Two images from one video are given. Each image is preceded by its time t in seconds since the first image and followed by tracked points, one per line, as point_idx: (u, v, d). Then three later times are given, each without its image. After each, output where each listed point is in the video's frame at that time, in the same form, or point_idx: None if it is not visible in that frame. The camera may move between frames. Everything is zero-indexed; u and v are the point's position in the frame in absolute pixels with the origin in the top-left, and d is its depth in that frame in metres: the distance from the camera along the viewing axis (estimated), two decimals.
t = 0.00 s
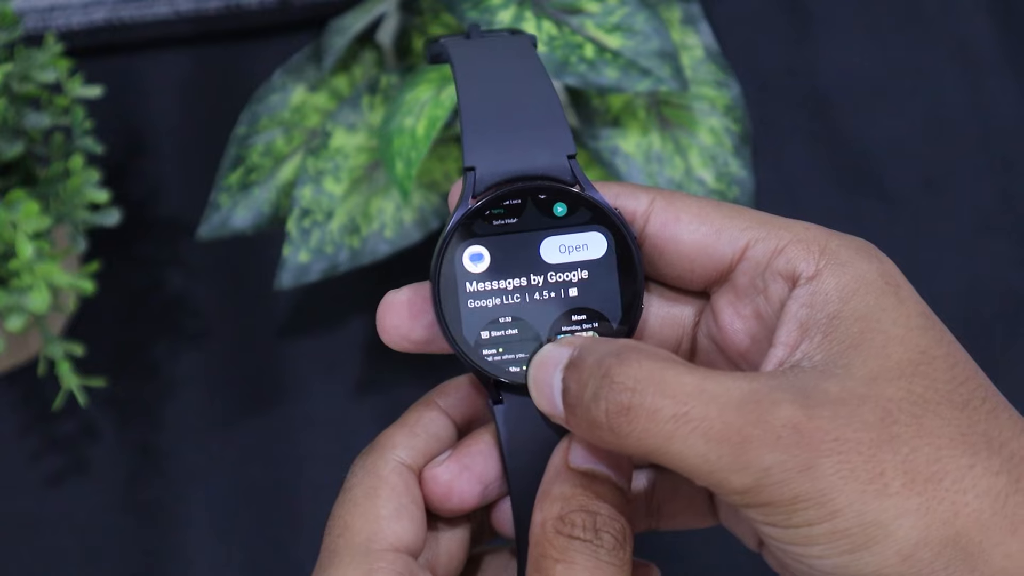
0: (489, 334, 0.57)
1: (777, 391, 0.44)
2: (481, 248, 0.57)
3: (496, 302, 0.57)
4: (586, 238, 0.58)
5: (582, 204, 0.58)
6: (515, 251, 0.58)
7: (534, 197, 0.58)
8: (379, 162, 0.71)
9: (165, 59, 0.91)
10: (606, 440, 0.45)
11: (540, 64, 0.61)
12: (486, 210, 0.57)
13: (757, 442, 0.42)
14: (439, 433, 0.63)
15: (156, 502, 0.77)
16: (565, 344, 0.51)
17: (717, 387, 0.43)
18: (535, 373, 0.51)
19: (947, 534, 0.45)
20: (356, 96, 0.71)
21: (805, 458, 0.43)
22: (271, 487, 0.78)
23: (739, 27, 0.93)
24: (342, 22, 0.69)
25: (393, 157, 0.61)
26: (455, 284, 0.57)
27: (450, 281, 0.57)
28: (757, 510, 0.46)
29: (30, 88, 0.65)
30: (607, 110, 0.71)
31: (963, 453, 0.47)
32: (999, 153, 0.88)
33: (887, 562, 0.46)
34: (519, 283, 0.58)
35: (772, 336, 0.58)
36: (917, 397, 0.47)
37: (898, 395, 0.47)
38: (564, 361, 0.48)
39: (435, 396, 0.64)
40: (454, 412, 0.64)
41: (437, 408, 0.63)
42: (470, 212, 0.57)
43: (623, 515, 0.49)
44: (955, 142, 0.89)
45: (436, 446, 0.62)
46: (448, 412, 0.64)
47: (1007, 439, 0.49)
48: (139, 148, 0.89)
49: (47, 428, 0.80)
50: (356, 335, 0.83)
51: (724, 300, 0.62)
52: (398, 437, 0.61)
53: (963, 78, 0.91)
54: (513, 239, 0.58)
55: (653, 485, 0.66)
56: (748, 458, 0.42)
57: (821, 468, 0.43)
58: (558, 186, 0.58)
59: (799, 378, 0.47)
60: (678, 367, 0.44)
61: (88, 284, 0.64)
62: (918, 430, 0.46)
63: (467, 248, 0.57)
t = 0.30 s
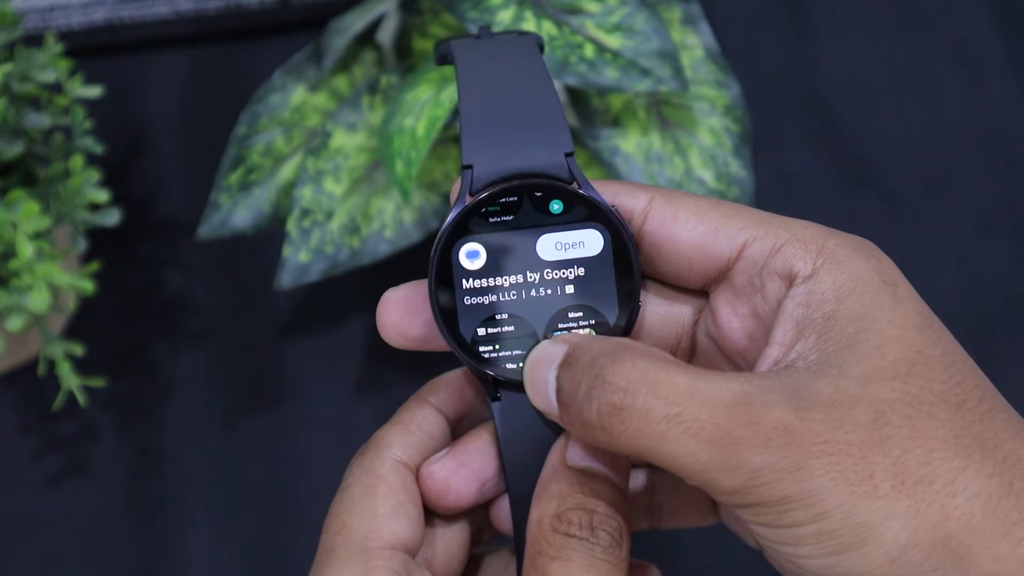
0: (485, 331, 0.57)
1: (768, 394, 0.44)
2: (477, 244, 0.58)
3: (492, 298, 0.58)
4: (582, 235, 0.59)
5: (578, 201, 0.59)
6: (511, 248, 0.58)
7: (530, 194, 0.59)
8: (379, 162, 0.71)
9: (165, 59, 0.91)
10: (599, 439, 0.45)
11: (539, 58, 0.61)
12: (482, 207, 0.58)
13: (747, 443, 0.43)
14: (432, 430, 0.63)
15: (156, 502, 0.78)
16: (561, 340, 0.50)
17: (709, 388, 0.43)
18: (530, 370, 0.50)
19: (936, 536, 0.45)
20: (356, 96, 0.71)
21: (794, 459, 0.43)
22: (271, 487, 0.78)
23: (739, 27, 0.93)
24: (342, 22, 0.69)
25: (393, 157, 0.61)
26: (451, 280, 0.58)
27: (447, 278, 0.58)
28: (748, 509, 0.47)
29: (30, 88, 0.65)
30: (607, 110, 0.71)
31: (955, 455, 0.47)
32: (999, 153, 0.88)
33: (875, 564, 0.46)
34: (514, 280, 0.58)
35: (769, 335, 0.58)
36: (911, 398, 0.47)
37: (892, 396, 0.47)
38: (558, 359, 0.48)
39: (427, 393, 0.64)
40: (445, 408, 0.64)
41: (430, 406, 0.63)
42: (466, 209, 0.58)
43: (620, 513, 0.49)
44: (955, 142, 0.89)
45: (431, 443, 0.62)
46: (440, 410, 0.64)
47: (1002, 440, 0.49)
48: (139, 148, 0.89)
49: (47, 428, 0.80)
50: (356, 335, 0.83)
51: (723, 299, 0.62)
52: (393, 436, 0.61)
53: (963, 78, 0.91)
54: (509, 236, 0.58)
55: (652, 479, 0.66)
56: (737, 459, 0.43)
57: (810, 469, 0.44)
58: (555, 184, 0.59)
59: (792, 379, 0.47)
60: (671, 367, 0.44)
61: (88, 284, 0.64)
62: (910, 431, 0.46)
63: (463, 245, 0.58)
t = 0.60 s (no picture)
0: (483, 324, 0.58)
1: (761, 391, 0.45)
2: (475, 238, 0.59)
3: (490, 292, 0.58)
4: (580, 229, 0.59)
5: (576, 194, 0.59)
6: (508, 242, 0.59)
7: (528, 189, 0.59)
8: (379, 162, 0.71)
9: (165, 59, 0.91)
10: (593, 435, 0.45)
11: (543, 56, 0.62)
12: (480, 201, 0.59)
13: (739, 441, 0.43)
14: (424, 420, 0.63)
15: (157, 501, 0.78)
16: (557, 334, 0.50)
17: (702, 386, 0.44)
18: (525, 364, 0.50)
19: (926, 535, 0.45)
20: (356, 96, 0.71)
21: (785, 456, 0.44)
22: (271, 487, 0.78)
23: (739, 27, 0.93)
24: (342, 22, 0.69)
25: (393, 157, 0.61)
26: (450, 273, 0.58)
27: (444, 272, 0.58)
28: (741, 505, 0.47)
29: (30, 88, 0.65)
30: (607, 110, 0.71)
31: (949, 453, 0.47)
32: (999, 153, 0.88)
33: (866, 561, 0.46)
34: (512, 274, 0.59)
35: (767, 330, 0.58)
36: (906, 394, 0.47)
37: (887, 392, 0.47)
38: (554, 354, 0.48)
39: (415, 384, 0.64)
40: (435, 398, 0.64)
41: (419, 396, 0.64)
42: (464, 203, 0.58)
43: (617, 504, 0.49)
44: (955, 142, 0.89)
45: (424, 434, 0.62)
46: (431, 400, 0.64)
47: (998, 439, 0.48)
48: (139, 148, 0.89)
49: (47, 427, 0.80)
50: (356, 335, 0.83)
51: (723, 294, 0.62)
52: (386, 428, 0.61)
53: (963, 78, 0.91)
54: (507, 230, 0.59)
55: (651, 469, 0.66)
56: (729, 457, 0.43)
57: (801, 467, 0.44)
58: (552, 177, 0.59)
59: (786, 375, 0.47)
60: (665, 364, 0.44)
61: (88, 284, 0.64)
62: (903, 429, 0.46)
63: (461, 239, 0.58)
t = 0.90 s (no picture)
0: (472, 327, 0.58)
1: (748, 390, 0.45)
2: (463, 243, 0.59)
3: (479, 296, 0.59)
4: (568, 233, 0.59)
5: (564, 197, 0.59)
6: (497, 247, 0.59)
7: (515, 193, 0.59)
8: (379, 162, 0.71)
9: (165, 59, 0.91)
10: (582, 435, 0.45)
11: (533, 68, 0.63)
12: (468, 206, 0.59)
13: (726, 440, 0.43)
14: (417, 427, 0.63)
15: (157, 502, 0.78)
16: (546, 335, 0.49)
17: (690, 386, 0.44)
18: (514, 365, 0.50)
19: (913, 534, 0.45)
20: (356, 96, 0.71)
21: (772, 455, 0.44)
22: (271, 487, 0.78)
23: (739, 28, 0.93)
24: (342, 22, 0.69)
25: (393, 157, 0.61)
26: (439, 277, 0.59)
27: (434, 276, 0.58)
28: (728, 505, 0.47)
29: (30, 88, 0.65)
30: (607, 111, 0.71)
31: (934, 453, 0.47)
32: (999, 153, 0.88)
33: (852, 560, 0.46)
34: (501, 278, 0.59)
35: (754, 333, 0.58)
36: (892, 394, 0.47)
37: (872, 392, 0.47)
38: (542, 355, 0.47)
39: (406, 391, 0.64)
40: (428, 405, 0.64)
41: (412, 403, 0.63)
42: (451, 208, 0.58)
43: (608, 509, 0.49)
44: (955, 142, 0.89)
45: (416, 441, 0.62)
46: (423, 406, 0.64)
47: (983, 438, 0.49)
48: (139, 148, 0.89)
49: (47, 427, 0.80)
50: (356, 335, 0.83)
51: (710, 297, 0.62)
52: (378, 434, 0.61)
53: (964, 78, 0.91)
54: (496, 234, 0.59)
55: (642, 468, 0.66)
56: (716, 456, 0.43)
57: (788, 466, 0.44)
58: (539, 181, 0.59)
59: (774, 375, 0.47)
60: (653, 364, 0.44)
61: (88, 284, 0.64)
62: (889, 429, 0.46)
63: (450, 243, 0.59)
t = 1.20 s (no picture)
0: (473, 328, 0.58)
1: (747, 390, 0.45)
2: (464, 244, 0.59)
3: (480, 297, 0.59)
4: (569, 234, 0.59)
5: (564, 199, 0.59)
6: (498, 248, 0.59)
7: (515, 195, 0.59)
8: (379, 162, 0.71)
9: (165, 60, 0.91)
10: (582, 435, 0.45)
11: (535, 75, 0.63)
12: (469, 208, 0.59)
13: (725, 439, 0.43)
14: (420, 428, 0.63)
15: (157, 502, 0.78)
16: (545, 334, 0.49)
17: (689, 385, 0.44)
18: (514, 365, 0.50)
19: (910, 531, 0.45)
20: (356, 96, 0.71)
21: (771, 453, 0.44)
22: (272, 487, 0.78)
23: (739, 28, 0.93)
24: (342, 22, 0.69)
25: (393, 157, 0.60)
26: (440, 279, 0.59)
27: (435, 277, 0.59)
28: (728, 503, 0.47)
29: (30, 88, 0.65)
30: (607, 110, 0.71)
31: (932, 451, 0.47)
32: (999, 153, 0.88)
33: (850, 557, 0.46)
34: (502, 279, 0.59)
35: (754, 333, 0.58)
36: (889, 393, 0.47)
37: (871, 391, 0.47)
38: (542, 355, 0.47)
39: (410, 392, 0.64)
40: (431, 406, 0.64)
41: (415, 404, 0.63)
42: (452, 209, 0.58)
43: (610, 509, 0.49)
44: (955, 142, 0.89)
45: (419, 441, 0.62)
46: (427, 408, 0.64)
47: (981, 437, 0.48)
48: (139, 148, 0.89)
49: (47, 427, 0.80)
50: (356, 334, 0.83)
51: (711, 298, 0.62)
52: (381, 435, 0.61)
53: (964, 78, 0.91)
54: (497, 236, 0.59)
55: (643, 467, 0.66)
56: (715, 455, 0.43)
57: (786, 464, 0.44)
58: (539, 183, 0.59)
59: (773, 375, 0.47)
60: (652, 364, 0.44)
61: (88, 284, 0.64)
62: (887, 427, 0.46)
63: (451, 244, 0.59)
